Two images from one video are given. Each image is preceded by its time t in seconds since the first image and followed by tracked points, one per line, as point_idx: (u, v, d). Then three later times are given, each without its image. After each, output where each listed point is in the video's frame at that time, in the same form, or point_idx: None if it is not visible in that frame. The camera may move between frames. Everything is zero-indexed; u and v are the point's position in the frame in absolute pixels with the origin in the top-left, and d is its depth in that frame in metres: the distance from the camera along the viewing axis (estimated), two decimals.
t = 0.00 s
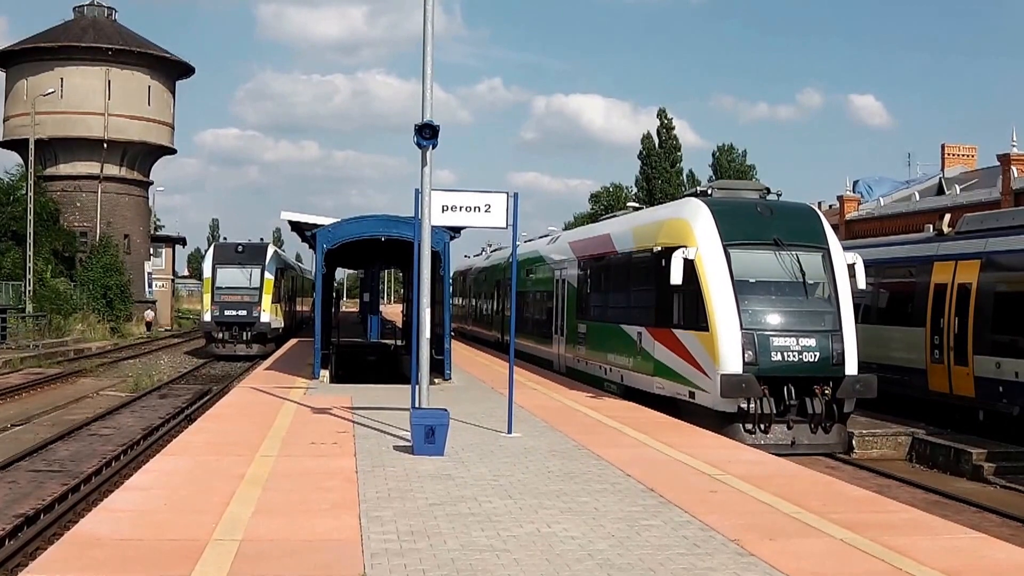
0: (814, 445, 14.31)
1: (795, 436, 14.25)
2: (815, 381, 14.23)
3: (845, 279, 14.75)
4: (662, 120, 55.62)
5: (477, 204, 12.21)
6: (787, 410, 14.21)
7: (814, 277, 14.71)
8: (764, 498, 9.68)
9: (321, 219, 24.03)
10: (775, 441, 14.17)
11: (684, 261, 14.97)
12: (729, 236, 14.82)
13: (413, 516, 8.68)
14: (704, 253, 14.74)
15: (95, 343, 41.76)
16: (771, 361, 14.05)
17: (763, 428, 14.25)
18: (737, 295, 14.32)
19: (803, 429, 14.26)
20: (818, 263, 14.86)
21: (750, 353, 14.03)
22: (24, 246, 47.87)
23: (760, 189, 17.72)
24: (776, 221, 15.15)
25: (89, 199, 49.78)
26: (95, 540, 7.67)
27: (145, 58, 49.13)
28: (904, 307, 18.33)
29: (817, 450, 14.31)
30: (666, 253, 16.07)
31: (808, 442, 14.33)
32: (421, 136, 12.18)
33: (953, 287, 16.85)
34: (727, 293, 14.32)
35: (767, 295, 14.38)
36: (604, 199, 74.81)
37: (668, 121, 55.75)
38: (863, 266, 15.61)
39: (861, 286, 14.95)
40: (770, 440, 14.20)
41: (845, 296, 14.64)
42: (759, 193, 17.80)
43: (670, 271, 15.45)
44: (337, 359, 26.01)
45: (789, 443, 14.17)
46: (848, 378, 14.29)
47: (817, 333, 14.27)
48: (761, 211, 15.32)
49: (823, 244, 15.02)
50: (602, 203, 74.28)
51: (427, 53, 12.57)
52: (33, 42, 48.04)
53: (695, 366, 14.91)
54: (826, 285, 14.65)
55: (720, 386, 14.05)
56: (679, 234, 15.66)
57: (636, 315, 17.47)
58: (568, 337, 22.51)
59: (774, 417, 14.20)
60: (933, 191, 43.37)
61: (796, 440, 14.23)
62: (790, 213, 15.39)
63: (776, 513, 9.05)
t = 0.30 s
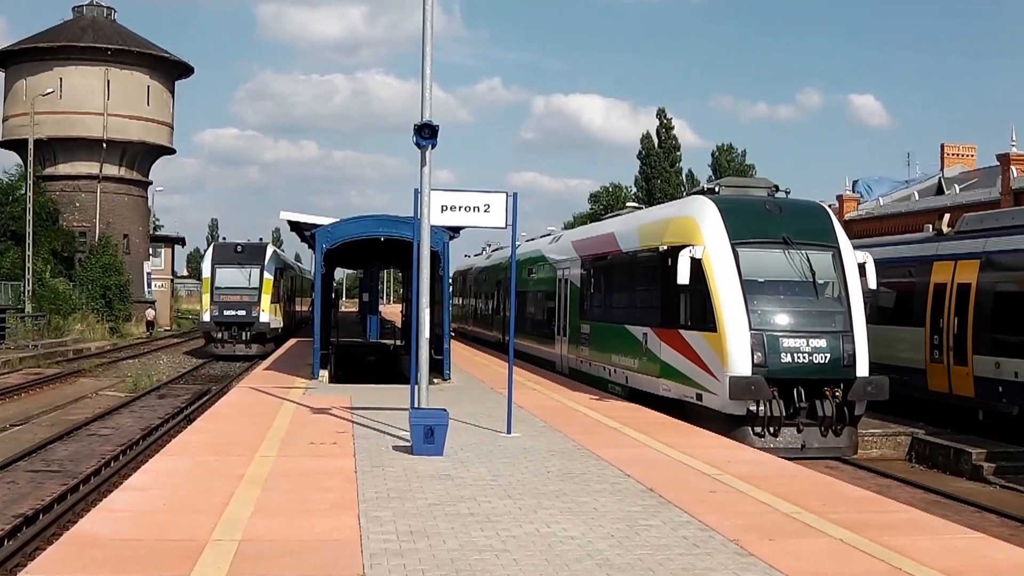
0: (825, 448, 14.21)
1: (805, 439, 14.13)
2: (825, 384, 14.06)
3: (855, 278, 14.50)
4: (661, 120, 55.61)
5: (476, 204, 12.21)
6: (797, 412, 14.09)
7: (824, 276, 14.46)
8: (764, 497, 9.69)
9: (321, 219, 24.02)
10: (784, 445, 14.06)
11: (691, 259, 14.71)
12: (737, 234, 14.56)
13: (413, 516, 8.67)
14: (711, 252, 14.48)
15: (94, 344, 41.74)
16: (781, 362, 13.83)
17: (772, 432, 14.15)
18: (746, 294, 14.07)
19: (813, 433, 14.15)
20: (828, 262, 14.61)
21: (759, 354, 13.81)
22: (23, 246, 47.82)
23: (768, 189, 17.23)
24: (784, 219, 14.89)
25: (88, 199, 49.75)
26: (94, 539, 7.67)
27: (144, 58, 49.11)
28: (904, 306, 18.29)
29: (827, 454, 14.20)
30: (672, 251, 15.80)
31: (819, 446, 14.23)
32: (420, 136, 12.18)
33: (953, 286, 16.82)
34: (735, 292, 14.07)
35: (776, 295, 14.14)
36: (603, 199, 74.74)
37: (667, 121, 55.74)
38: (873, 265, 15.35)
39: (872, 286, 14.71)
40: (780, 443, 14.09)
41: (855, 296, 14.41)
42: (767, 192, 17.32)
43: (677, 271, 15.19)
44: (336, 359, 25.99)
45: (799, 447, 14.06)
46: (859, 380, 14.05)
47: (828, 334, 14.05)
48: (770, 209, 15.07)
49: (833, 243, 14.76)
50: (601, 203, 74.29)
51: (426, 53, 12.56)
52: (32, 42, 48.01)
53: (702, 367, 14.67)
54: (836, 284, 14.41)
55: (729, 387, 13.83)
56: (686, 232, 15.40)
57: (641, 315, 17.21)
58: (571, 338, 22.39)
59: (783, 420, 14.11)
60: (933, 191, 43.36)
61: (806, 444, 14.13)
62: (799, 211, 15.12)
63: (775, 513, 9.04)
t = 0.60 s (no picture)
0: (836, 452, 13.71)
1: (816, 443, 13.65)
2: (836, 386, 13.67)
3: (867, 277, 14.11)
4: (660, 119, 55.63)
5: (476, 203, 12.19)
6: (807, 415, 13.64)
7: (835, 275, 14.08)
8: (764, 498, 9.66)
9: (320, 219, 24.02)
10: (795, 448, 13.55)
11: (699, 259, 14.31)
12: (746, 233, 14.19)
13: (412, 516, 8.66)
14: (720, 251, 14.10)
15: (93, 343, 41.71)
16: (791, 364, 13.43)
17: (782, 435, 13.65)
18: (755, 294, 13.67)
19: (824, 436, 13.66)
20: (839, 261, 14.23)
21: (768, 356, 13.42)
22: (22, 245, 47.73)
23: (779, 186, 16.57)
24: (794, 217, 14.52)
25: (87, 199, 49.72)
26: (93, 539, 7.66)
27: (144, 58, 49.10)
28: (904, 306, 18.28)
29: (839, 458, 13.72)
30: (679, 250, 15.40)
31: (830, 450, 13.73)
32: (419, 136, 12.17)
33: (953, 286, 16.81)
34: (744, 292, 13.68)
35: (786, 295, 13.75)
36: (602, 198, 74.74)
37: (666, 121, 55.76)
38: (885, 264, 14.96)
39: (884, 285, 14.33)
40: (790, 447, 13.59)
41: (867, 296, 14.01)
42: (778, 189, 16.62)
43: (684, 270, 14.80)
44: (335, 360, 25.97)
45: (810, 450, 13.57)
46: (872, 382, 13.65)
47: (839, 335, 13.65)
48: (779, 207, 14.70)
49: (844, 242, 14.37)
50: (601, 202, 74.29)
51: (425, 53, 12.54)
52: (31, 42, 48.00)
53: (711, 369, 14.27)
54: (847, 284, 14.02)
55: (738, 390, 13.44)
56: (693, 230, 14.99)
57: (647, 316, 16.85)
58: (573, 338, 22.31)
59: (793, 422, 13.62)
60: (933, 190, 43.34)
61: (817, 447, 13.63)
62: (809, 209, 14.74)
63: (775, 513, 9.03)
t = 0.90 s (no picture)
0: (848, 456, 13.21)
1: (828, 446, 13.16)
2: (848, 387, 13.20)
3: (879, 276, 13.65)
4: (660, 119, 55.66)
5: (475, 203, 12.18)
6: (818, 418, 13.14)
7: (847, 274, 13.63)
8: (764, 498, 9.65)
9: (319, 218, 24.01)
10: (805, 451, 13.08)
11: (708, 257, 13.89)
12: (757, 230, 13.75)
13: (411, 516, 8.65)
14: (729, 248, 13.67)
15: (93, 343, 41.67)
16: (802, 365, 12.98)
17: (793, 438, 13.17)
18: (765, 293, 13.25)
19: (836, 439, 13.18)
20: (851, 260, 13.77)
21: (779, 356, 12.98)
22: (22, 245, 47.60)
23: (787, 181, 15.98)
24: (805, 214, 14.08)
25: (86, 198, 49.70)
26: (92, 539, 7.65)
27: (143, 57, 49.10)
28: (904, 306, 18.26)
29: (851, 461, 13.22)
30: (686, 247, 14.96)
31: (842, 453, 13.23)
32: (418, 135, 12.16)
33: (952, 285, 16.80)
34: (755, 291, 13.26)
35: (797, 294, 13.31)
36: (601, 198, 74.73)
37: (666, 121, 55.78)
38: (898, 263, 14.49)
39: (897, 285, 13.86)
40: (801, 450, 13.10)
41: (880, 295, 13.57)
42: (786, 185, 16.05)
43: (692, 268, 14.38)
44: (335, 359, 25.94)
45: (821, 453, 13.09)
46: (885, 384, 13.18)
47: (851, 335, 13.19)
48: (790, 204, 14.26)
49: (856, 240, 13.92)
50: (600, 202, 74.29)
51: (425, 53, 12.55)
52: (30, 41, 47.97)
53: (719, 371, 13.83)
54: (859, 283, 13.57)
55: (748, 392, 13.00)
56: (701, 227, 14.51)
57: (652, 316, 16.40)
58: (576, 338, 22.12)
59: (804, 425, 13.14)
60: (932, 190, 43.34)
61: (829, 451, 13.15)
62: (821, 206, 14.29)
63: (775, 513, 9.02)
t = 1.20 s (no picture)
0: (861, 459, 13.05)
1: (840, 449, 12.97)
2: (860, 389, 13.06)
3: (891, 275, 13.53)
4: (659, 118, 55.66)
5: (474, 202, 12.17)
6: (830, 420, 12.97)
7: (858, 274, 13.50)
8: (763, 497, 9.66)
9: (318, 217, 24.01)
10: (817, 454, 12.91)
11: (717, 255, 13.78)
12: (767, 228, 13.61)
13: (411, 515, 8.64)
14: (739, 247, 13.54)
15: (92, 343, 41.65)
16: (814, 366, 12.84)
17: (804, 441, 13.00)
18: (775, 292, 13.10)
19: (848, 442, 13.00)
20: (863, 259, 13.65)
21: (790, 357, 12.82)
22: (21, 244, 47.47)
23: (797, 178, 15.92)
24: (815, 212, 13.96)
25: (85, 197, 49.68)
26: (91, 538, 7.66)
27: (142, 57, 49.12)
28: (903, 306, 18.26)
29: (863, 465, 13.05)
30: (694, 246, 14.85)
31: (855, 457, 13.06)
32: (418, 134, 12.16)
33: (952, 284, 16.81)
34: (764, 290, 13.12)
35: (808, 294, 13.18)
36: (600, 198, 74.74)
37: (665, 120, 55.78)
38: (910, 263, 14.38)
39: (909, 284, 13.75)
40: (813, 453, 12.94)
41: (892, 294, 13.45)
42: (797, 182, 16.01)
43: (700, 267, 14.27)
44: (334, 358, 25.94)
45: (833, 456, 12.92)
46: (899, 386, 13.08)
47: (864, 335, 13.07)
48: (801, 202, 14.14)
49: (867, 238, 13.80)
50: (598, 201, 74.28)
51: (424, 52, 12.55)
52: (29, 40, 47.93)
53: (728, 372, 13.71)
54: (872, 283, 13.45)
55: (758, 393, 12.86)
56: (710, 224, 14.38)
57: (659, 317, 16.36)
58: (579, 339, 22.07)
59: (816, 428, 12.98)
60: (931, 189, 43.34)
61: (842, 453, 12.96)
62: (831, 204, 14.20)
63: (773, 512, 9.02)
